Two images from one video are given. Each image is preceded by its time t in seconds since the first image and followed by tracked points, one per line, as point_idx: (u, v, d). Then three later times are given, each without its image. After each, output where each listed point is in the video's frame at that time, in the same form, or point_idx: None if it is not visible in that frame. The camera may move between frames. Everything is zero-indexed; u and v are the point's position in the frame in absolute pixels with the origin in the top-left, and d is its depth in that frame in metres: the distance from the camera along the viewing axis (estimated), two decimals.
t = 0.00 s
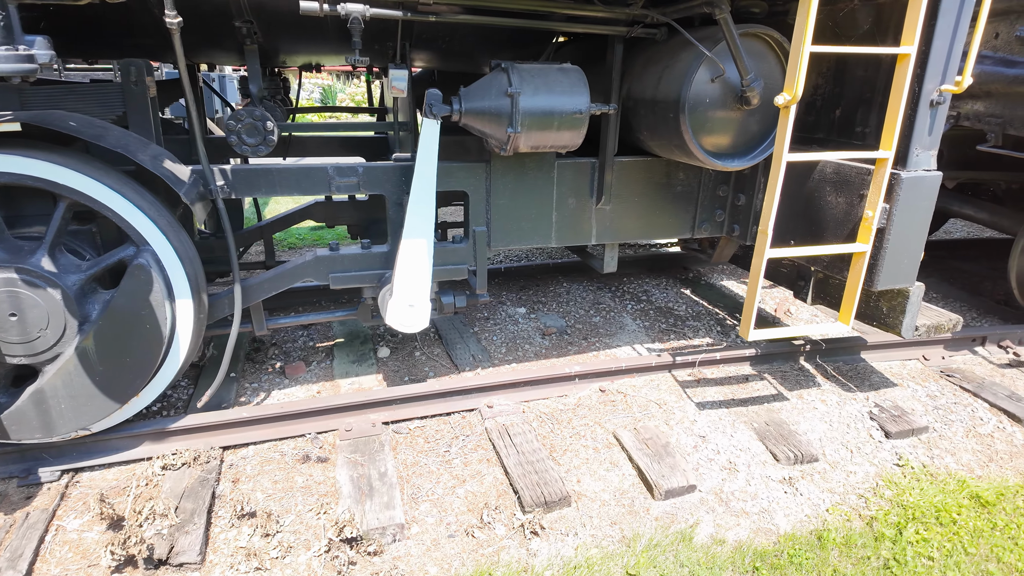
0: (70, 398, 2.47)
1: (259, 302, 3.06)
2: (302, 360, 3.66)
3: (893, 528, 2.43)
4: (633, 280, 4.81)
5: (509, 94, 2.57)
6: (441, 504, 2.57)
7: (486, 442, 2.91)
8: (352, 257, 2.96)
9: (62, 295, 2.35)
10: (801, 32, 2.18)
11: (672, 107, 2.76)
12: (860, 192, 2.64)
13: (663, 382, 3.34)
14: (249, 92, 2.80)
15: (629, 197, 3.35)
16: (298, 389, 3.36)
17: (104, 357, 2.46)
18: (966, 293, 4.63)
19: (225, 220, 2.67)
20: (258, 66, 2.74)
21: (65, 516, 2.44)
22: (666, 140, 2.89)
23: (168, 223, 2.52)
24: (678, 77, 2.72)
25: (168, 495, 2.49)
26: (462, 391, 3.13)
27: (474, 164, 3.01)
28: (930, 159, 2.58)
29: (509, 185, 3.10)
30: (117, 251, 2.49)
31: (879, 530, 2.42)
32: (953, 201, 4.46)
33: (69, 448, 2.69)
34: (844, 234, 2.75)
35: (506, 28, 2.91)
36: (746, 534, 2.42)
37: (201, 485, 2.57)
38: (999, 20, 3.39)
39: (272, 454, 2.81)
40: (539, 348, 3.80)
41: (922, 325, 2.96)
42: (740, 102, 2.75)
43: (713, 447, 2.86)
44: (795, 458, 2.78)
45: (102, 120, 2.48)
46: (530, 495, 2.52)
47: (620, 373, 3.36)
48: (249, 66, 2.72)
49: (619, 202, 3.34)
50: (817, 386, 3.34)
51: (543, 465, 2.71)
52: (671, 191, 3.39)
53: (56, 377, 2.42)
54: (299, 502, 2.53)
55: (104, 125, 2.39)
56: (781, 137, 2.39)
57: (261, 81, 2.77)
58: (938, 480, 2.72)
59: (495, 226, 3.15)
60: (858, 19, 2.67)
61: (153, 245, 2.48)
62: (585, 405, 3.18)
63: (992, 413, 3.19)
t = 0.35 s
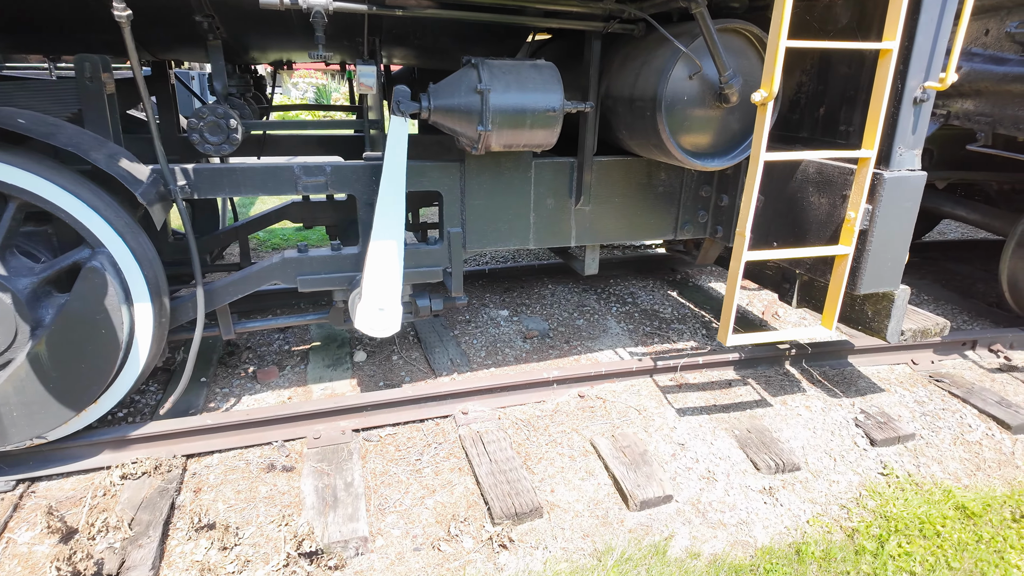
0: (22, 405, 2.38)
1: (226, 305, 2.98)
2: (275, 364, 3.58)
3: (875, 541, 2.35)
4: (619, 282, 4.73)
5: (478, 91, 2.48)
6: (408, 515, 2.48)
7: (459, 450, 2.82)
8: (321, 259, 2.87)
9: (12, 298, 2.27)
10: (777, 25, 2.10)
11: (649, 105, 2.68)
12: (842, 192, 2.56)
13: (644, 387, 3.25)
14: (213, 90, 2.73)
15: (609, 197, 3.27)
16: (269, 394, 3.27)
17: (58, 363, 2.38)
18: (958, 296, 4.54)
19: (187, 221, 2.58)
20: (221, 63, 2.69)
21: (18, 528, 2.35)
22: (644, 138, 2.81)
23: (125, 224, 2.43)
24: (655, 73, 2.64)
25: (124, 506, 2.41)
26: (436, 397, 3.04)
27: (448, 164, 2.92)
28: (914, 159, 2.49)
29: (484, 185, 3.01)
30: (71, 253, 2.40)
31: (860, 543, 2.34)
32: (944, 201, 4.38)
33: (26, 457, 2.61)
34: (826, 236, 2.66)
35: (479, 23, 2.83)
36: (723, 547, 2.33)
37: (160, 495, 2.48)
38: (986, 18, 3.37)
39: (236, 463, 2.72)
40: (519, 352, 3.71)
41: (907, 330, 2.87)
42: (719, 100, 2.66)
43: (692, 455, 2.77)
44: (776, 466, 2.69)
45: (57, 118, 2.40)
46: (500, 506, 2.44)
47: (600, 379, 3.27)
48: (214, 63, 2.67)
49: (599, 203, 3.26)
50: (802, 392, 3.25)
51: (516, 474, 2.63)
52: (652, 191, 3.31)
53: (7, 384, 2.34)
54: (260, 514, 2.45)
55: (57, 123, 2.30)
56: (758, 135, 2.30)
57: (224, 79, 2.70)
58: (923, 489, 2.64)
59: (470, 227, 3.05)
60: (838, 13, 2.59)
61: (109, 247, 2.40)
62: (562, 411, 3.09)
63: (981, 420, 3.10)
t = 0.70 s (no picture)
0: None
1: (185, 313, 2.85)
2: (243, 373, 3.45)
3: (862, 563, 2.23)
4: (604, 286, 4.60)
5: (444, 88, 2.35)
6: (370, 537, 2.35)
7: (428, 465, 2.69)
8: (284, 265, 2.74)
9: None
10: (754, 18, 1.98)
11: (626, 103, 2.55)
12: (828, 195, 2.43)
13: (624, 397, 3.13)
14: (168, 89, 2.63)
15: (588, 199, 3.14)
16: (234, 406, 3.14)
17: None
18: (951, 300, 4.42)
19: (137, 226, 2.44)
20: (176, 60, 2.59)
21: None
22: (622, 138, 2.69)
23: (69, 230, 2.30)
24: (632, 70, 2.52)
25: (68, 528, 2.28)
26: (406, 409, 2.90)
27: (417, 164, 2.79)
28: (902, 160, 2.37)
29: (455, 187, 2.87)
30: (11, 261, 2.27)
31: (846, 566, 2.22)
32: (937, 203, 4.26)
33: None
34: (812, 240, 2.53)
35: (449, 17, 2.70)
36: (700, 570, 2.21)
37: (108, 515, 2.35)
38: (980, 13, 3.24)
39: (193, 480, 2.59)
40: (497, 359, 3.58)
41: (897, 338, 2.75)
42: (699, 98, 2.54)
43: (671, 470, 2.65)
44: (759, 483, 2.57)
45: None
46: (467, 527, 2.31)
47: (579, 389, 3.14)
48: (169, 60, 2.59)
49: (577, 205, 3.13)
50: (788, 402, 3.13)
51: (485, 492, 2.50)
52: (633, 193, 3.19)
53: None
54: (214, 535, 2.32)
55: None
56: (737, 134, 2.18)
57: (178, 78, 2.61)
58: (913, 506, 2.51)
59: (442, 231, 2.91)
60: (821, 6, 2.47)
61: (51, 254, 2.27)
62: (539, 423, 2.96)
63: (974, 431, 2.98)
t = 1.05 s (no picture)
0: None
1: (151, 324, 2.75)
2: (216, 384, 3.35)
3: None
4: (591, 291, 4.52)
5: (415, 90, 2.25)
6: (340, 558, 2.26)
7: (403, 481, 2.60)
8: (253, 274, 2.65)
9: None
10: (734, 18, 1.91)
11: (606, 105, 2.47)
12: (814, 201, 2.36)
13: (607, 408, 3.04)
14: (129, 90, 2.55)
15: (569, 204, 3.05)
16: (205, 418, 3.05)
17: None
18: (942, 304, 4.36)
19: (96, 235, 2.34)
20: (136, 60, 2.51)
21: None
22: (602, 142, 2.60)
23: (22, 240, 2.21)
24: (611, 72, 2.43)
25: (22, 551, 2.18)
26: (381, 422, 2.81)
27: (392, 169, 2.69)
28: (890, 165, 2.29)
29: (432, 193, 2.77)
30: None
31: None
32: (928, 206, 4.19)
33: None
34: (798, 248, 2.46)
35: (424, 16, 2.61)
36: None
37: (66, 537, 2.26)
38: (971, 13, 3.17)
39: (157, 498, 2.49)
40: (479, 368, 3.48)
41: (885, 348, 2.67)
42: (681, 101, 2.46)
43: (654, 485, 2.57)
44: (744, 498, 2.49)
45: None
46: (440, 548, 2.22)
47: (561, 399, 3.05)
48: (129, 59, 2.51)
49: (558, 210, 3.04)
50: (776, 412, 3.05)
51: (461, 509, 2.41)
52: (615, 198, 3.11)
53: None
54: (175, 558, 2.23)
55: None
56: (718, 139, 2.10)
57: (140, 80, 2.53)
58: (902, 522, 2.44)
59: (418, 238, 2.82)
60: (805, 6, 2.40)
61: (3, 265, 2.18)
62: (519, 435, 2.86)
63: (964, 441, 2.92)
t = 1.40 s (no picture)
0: None
1: (115, 332, 2.66)
2: (188, 392, 3.26)
3: None
4: (574, 294, 4.47)
5: (384, 92, 2.19)
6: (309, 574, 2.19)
7: (377, 492, 2.53)
8: (221, 280, 2.57)
9: None
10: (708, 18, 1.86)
11: (581, 107, 2.41)
12: (793, 204, 2.31)
13: (588, 414, 2.99)
14: (89, 92, 2.46)
15: (548, 207, 3.00)
16: (174, 428, 2.96)
17: None
18: (925, 305, 4.35)
19: (54, 242, 2.26)
20: (96, 61, 2.43)
21: None
22: (579, 144, 2.55)
23: None
24: (586, 73, 2.38)
25: None
26: (355, 431, 2.74)
27: (364, 172, 2.62)
28: (869, 168, 2.25)
29: (406, 196, 2.70)
30: None
31: None
32: (911, 207, 4.17)
33: None
34: (777, 252, 2.41)
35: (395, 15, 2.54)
36: None
37: (22, 556, 2.17)
38: (951, 13, 3.14)
39: (121, 513, 2.41)
40: (458, 373, 3.41)
41: (866, 352, 2.64)
42: (658, 102, 2.42)
43: (633, 493, 2.52)
44: (724, 506, 2.45)
45: None
46: (411, 564, 2.16)
47: (540, 406, 2.99)
48: (88, 60, 2.42)
49: (537, 214, 2.98)
50: (758, 417, 3.02)
51: (435, 521, 2.35)
52: (594, 200, 3.06)
53: None
54: None
55: None
56: (694, 141, 2.05)
57: (100, 81, 2.45)
58: (883, 529, 2.40)
59: (392, 242, 2.75)
60: (782, 5, 2.36)
61: None
62: (497, 443, 2.80)
63: (946, 445, 2.89)
